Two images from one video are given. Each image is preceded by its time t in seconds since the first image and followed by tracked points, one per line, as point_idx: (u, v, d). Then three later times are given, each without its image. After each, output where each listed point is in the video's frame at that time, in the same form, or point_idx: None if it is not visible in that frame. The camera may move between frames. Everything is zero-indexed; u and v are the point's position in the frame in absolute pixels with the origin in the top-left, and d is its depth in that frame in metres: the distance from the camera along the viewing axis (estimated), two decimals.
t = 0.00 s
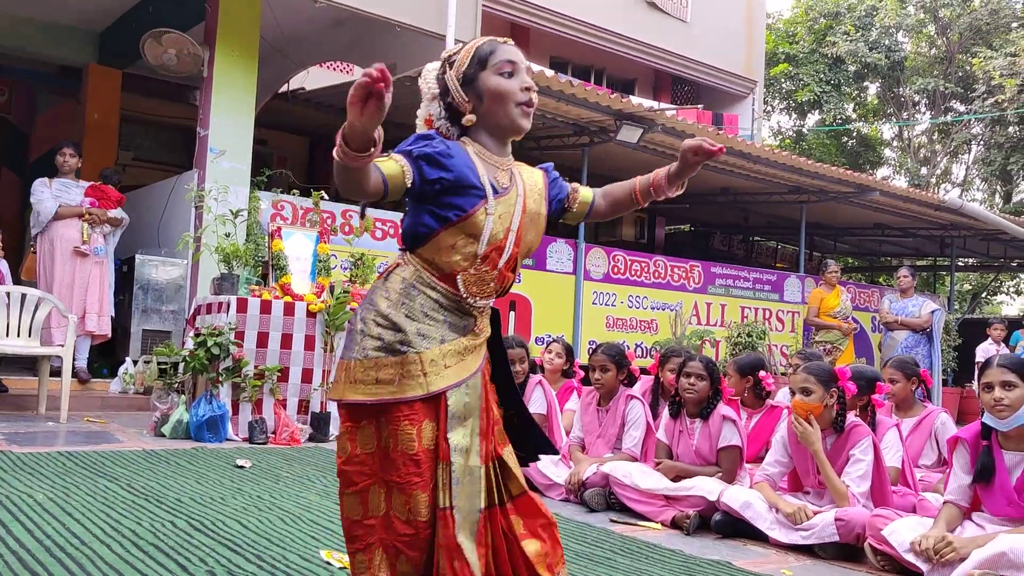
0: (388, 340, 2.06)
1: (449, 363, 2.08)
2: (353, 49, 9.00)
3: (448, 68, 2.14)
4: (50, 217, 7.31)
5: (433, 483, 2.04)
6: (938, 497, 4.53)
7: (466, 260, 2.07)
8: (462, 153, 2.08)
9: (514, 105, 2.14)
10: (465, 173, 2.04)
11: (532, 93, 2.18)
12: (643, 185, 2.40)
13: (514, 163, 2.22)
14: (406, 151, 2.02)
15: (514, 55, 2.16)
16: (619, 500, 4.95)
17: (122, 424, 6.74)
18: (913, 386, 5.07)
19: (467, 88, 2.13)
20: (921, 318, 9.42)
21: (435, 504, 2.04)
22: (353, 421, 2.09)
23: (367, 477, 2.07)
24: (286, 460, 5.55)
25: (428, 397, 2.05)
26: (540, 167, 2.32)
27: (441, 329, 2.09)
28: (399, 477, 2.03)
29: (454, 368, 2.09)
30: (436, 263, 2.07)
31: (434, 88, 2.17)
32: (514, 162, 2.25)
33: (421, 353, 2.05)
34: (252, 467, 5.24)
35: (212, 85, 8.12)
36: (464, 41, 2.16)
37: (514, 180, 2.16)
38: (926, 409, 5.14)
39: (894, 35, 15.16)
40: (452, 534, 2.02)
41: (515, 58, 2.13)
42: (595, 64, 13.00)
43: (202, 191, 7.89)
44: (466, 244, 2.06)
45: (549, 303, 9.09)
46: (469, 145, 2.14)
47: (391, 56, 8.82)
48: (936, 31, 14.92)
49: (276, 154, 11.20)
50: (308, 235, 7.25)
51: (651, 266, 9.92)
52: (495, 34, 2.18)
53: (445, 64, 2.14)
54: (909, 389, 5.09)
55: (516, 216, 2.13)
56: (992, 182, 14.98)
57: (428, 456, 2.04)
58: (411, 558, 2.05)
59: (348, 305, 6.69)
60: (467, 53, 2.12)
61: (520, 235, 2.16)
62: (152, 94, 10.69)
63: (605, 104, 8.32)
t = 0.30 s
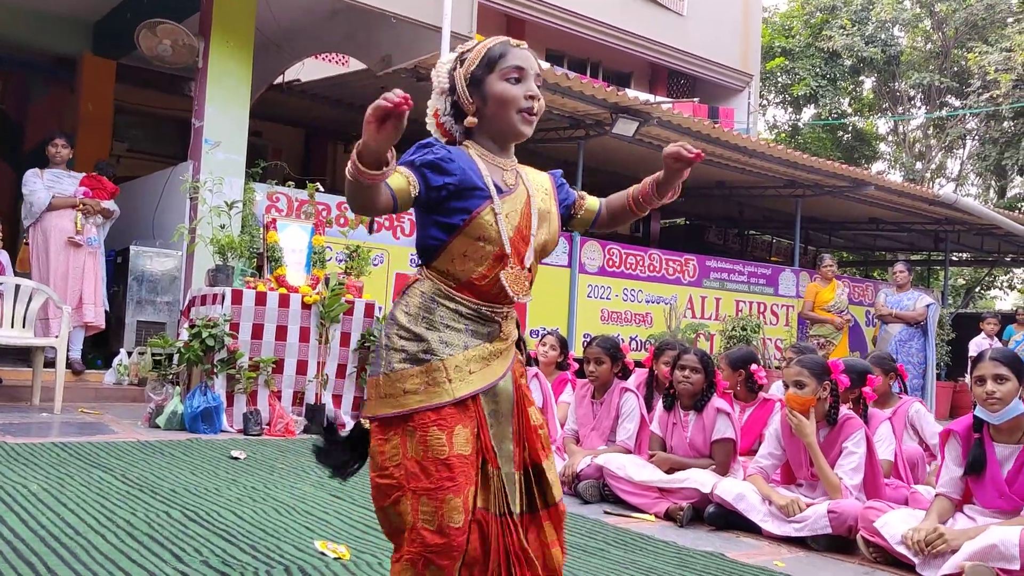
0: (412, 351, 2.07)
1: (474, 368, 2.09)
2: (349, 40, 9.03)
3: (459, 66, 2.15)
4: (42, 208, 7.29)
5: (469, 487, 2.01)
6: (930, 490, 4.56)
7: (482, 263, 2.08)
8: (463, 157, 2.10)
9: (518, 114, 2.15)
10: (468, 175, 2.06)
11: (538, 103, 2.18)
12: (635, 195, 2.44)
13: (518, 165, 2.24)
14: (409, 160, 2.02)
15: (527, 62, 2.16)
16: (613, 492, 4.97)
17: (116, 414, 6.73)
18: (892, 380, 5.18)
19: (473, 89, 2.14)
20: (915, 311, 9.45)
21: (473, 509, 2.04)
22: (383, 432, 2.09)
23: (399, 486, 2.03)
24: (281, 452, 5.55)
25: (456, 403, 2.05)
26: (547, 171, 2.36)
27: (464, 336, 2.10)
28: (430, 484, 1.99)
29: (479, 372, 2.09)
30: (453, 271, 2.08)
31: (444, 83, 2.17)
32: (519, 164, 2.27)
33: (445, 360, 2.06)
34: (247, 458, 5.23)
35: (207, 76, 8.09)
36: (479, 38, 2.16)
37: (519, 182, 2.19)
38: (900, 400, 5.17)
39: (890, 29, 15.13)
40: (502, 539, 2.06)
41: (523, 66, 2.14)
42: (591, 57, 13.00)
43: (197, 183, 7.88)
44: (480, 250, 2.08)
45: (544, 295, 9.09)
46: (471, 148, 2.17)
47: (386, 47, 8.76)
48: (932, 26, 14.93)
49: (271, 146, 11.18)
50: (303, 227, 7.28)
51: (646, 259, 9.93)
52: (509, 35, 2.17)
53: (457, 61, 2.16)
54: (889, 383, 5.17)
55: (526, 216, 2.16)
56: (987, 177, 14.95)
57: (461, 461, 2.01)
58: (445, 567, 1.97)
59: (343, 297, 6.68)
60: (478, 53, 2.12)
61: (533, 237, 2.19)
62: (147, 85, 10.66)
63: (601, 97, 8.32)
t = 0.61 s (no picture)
0: (405, 302, 2.12)
1: (465, 320, 2.09)
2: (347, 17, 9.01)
3: (452, 19, 2.16)
4: (39, 182, 7.28)
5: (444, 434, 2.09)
6: (919, 471, 4.60)
7: (476, 217, 2.07)
8: (463, 110, 2.08)
9: (498, 68, 2.11)
10: (462, 124, 2.04)
11: (526, 56, 2.12)
12: (689, 136, 2.44)
13: (525, 114, 2.19)
14: (416, 100, 2.01)
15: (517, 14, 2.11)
16: (605, 469, 5.02)
17: (112, 389, 6.76)
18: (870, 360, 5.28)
19: (461, 44, 2.15)
20: (911, 295, 9.47)
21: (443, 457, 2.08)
22: (381, 376, 2.19)
23: (391, 429, 2.15)
24: (276, 427, 5.59)
25: (438, 355, 2.09)
26: (560, 117, 2.28)
27: (456, 289, 2.10)
28: (411, 429, 2.09)
29: (468, 325, 2.08)
30: (450, 223, 2.09)
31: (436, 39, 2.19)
32: (529, 112, 2.22)
33: (433, 313, 2.09)
34: (242, 433, 5.26)
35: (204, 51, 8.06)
36: None
37: (522, 130, 2.13)
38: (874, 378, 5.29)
39: (890, 14, 15.15)
40: (461, 486, 2.04)
41: (503, 18, 2.09)
42: (590, 38, 12.97)
43: (193, 158, 7.87)
44: (474, 202, 2.06)
45: (540, 276, 9.11)
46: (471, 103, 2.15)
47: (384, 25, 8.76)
48: (932, 11, 14.95)
49: (268, 123, 11.16)
50: (299, 203, 7.27)
51: (642, 241, 9.95)
52: None
53: (451, 14, 2.16)
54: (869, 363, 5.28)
55: (526, 166, 2.10)
56: (984, 163, 14.83)
57: (439, 410, 2.10)
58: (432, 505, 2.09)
59: (339, 275, 6.69)
60: (466, 5, 2.12)
61: (535, 185, 2.13)
62: (144, 60, 10.61)
63: (600, 77, 8.31)
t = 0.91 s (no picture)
0: (395, 287, 2.16)
1: (450, 301, 2.12)
2: None
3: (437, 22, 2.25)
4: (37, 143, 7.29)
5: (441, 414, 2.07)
6: (907, 437, 4.69)
7: (456, 200, 2.09)
8: (442, 90, 2.10)
9: (458, 48, 2.13)
10: (441, 108, 2.06)
11: (488, 34, 2.12)
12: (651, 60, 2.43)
13: (509, 95, 2.19)
14: (395, 78, 2.03)
15: None
16: (599, 433, 5.10)
17: (111, 350, 6.82)
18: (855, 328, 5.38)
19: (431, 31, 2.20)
20: (908, 268, 9.53)
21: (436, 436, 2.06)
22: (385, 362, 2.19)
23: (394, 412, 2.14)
24: (275, 388, 5.65)
25: (432, 334, 2.11)
26: (542, 96, 2.27)
27: (441, 273, 2.14)
28: (410, 410, 2.09)
29: (456, 305, 2.12)
30: (432, 209, 2.12)
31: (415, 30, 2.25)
32: (514, 95, 2.22)
33: (420, 294, 2.13)
34: (241, 393, 5.34)
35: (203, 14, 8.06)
36: None
37: (503, 111, 2.14)
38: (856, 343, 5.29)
39: None
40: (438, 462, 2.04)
41: None
42: (591, 6, 12.92)
43: (192, 121, 7.86)
44: (453, 185, 2.08)
45: (537, 244, 9.14)
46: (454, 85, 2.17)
47: None
48: None
49: (266, 87, 11.12)
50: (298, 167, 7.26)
51: (640, 211, 9.97)
52: None
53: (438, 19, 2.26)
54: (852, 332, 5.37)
55: (505, 147, 2.11)
56: (983, 137, 14.69)
57: (435, 390, 2.08)
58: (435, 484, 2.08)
59: (337, 239, 6.73)
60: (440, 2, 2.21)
61: (515, 169, 2.14)
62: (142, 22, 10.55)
63: (600, 44, 8.30)
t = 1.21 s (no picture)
0: (389, 248, 2.21)
1: (445, 266, 2.17)
2: None
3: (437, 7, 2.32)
4: (36, 122, 7.30)
5: (430, 376, 2.15)
6: (897, 418, 4.74)
7: (451, 167, 2.14)
8: (436, 71, 2.13)
9: (448, 15, 2.17)
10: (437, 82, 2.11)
11: None
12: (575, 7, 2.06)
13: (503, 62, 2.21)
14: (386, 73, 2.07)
15: None
16: (594, 413, 5.16)
17: (110, 328, 6.86)
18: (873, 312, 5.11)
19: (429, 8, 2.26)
20: (903, 252, 9.58)
21: (434, 398, 2.15)
22: (374, 321, 2.24)
23: (383, 372, 2.21)
24: (273, 367, 5.71)
25: (424, 298, 2.17)
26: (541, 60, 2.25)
27: (436, 237, 2.18)
28: (399, 371, 2.15)
29: (450, 270, 2.17)
30: (426, 176, 2.17)
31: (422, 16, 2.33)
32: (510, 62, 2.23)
33: (415, 258, 2.18)
34: (240, 371, 5.39)
35: None
36: None
37: (493, 79, 2.16)
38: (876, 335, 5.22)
39: None
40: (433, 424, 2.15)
41: None
42: None
43: (191, 101, 7.87)
44: (446, 154, 2.13)
45: (533, 226, 9.17)
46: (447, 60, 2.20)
47: None
48: None
49: (264, 67, 11.11)
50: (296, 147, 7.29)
51: (637, 194, 10.01)
52: None
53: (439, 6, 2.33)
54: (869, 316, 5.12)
55: (495, 113, 2.14)
56: (981, 123, 14.67)
57: (426, 353, 2.15)
58: (416, 446, 2.15)
59: (335, 221, 6.76)
60: None
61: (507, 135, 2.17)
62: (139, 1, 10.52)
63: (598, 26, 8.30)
